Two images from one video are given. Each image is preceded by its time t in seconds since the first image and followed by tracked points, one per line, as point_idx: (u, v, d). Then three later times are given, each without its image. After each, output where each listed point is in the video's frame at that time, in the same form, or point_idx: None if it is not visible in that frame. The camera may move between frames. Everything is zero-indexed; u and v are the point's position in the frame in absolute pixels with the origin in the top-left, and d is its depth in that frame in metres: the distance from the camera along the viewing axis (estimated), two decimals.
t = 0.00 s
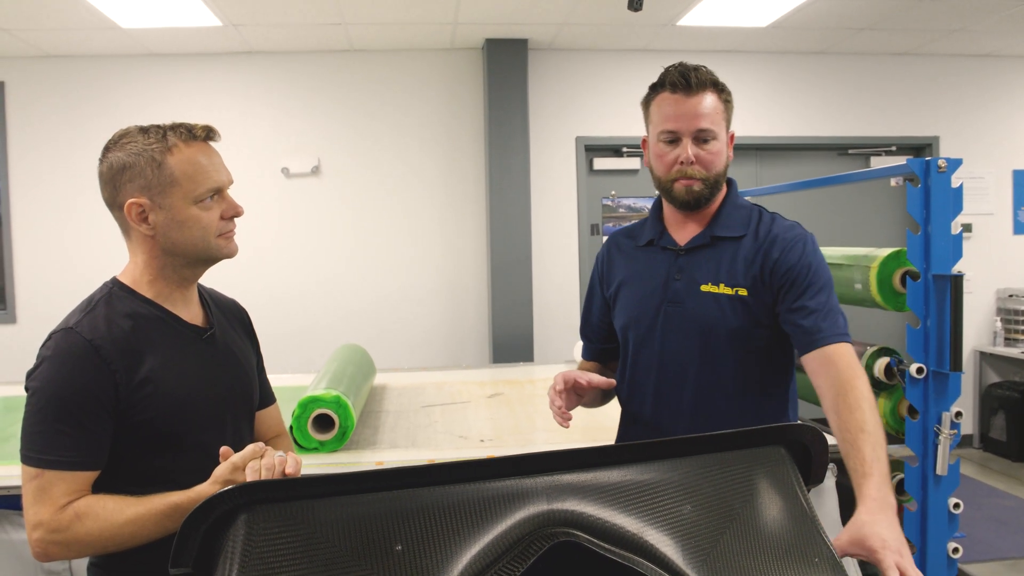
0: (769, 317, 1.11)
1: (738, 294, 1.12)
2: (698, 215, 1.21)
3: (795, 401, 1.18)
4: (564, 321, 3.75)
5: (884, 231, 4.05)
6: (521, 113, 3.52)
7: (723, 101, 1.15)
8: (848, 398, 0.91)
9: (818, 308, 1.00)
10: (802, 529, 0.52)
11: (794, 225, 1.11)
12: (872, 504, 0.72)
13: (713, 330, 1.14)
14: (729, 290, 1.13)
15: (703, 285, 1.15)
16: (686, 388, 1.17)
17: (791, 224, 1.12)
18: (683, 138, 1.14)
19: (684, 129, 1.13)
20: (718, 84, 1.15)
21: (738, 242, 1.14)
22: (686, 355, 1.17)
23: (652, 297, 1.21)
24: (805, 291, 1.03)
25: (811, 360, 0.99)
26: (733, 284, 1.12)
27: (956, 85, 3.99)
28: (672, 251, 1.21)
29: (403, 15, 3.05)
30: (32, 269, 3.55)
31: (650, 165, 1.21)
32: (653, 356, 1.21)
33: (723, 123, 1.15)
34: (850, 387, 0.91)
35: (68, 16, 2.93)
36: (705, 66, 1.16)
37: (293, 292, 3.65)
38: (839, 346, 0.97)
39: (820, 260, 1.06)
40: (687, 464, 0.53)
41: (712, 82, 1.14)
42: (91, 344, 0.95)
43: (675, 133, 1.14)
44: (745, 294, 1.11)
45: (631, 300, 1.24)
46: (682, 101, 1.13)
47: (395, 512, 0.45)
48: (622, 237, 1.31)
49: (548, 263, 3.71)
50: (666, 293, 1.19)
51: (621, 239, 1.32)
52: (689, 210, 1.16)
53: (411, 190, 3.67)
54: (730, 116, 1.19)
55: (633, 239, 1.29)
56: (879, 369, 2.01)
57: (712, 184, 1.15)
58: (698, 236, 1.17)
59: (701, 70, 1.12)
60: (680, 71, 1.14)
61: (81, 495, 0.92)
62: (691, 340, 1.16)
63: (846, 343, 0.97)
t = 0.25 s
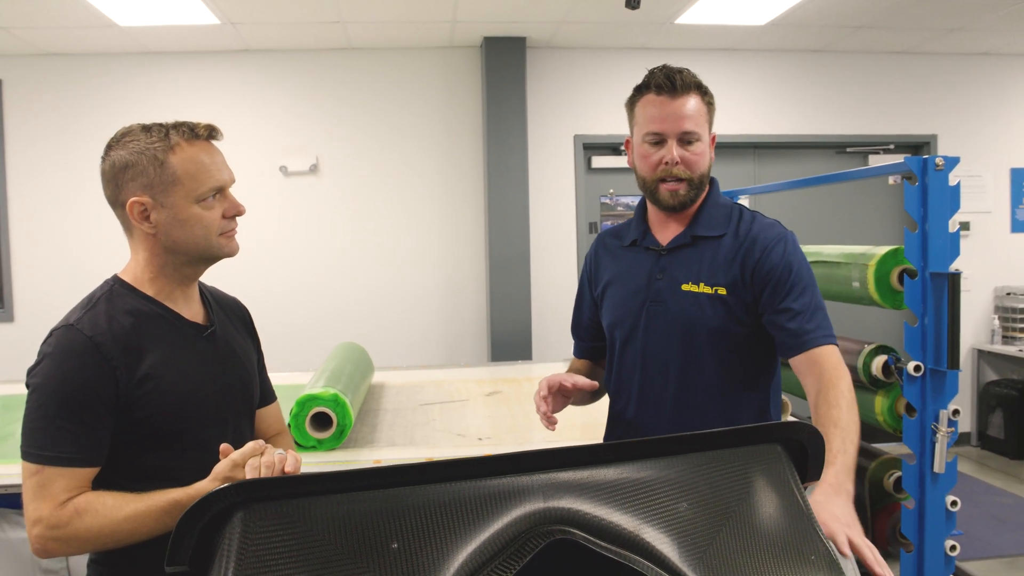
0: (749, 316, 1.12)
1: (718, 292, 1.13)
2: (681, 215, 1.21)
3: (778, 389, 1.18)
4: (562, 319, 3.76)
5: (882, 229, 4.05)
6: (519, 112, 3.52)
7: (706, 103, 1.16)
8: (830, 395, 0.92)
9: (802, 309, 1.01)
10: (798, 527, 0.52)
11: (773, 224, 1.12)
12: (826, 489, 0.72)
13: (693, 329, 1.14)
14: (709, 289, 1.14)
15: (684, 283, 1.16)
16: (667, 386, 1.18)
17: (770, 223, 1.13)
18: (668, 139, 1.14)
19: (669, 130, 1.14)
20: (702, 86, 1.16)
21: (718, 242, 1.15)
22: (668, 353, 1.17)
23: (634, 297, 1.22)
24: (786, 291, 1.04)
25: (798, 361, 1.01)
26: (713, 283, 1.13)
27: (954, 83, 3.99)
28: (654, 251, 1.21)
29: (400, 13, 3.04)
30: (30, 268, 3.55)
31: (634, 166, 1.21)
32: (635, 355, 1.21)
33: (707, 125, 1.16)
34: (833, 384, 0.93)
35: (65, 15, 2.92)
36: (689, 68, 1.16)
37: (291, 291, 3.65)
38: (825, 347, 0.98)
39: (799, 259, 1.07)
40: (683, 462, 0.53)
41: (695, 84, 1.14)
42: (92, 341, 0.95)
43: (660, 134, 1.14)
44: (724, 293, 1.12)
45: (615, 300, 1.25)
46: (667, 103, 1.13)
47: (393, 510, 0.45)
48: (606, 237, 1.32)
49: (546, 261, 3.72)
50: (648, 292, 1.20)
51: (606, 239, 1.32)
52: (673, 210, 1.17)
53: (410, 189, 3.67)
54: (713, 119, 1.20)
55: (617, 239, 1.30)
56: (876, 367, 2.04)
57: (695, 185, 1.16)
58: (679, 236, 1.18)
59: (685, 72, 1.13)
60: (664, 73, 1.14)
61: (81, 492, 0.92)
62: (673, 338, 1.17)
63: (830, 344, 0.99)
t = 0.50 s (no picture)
0: (743, 314, 1.13)
1: (712, 291, 1.13)
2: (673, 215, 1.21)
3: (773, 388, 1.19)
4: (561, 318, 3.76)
5: (881, 227, 4.06)
6: (517, 110, 3.52)
7: (695, 104, 1.16)
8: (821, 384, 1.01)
9: (800, 313, 1.05)
10: (796, 525, 0.52)
11: (766, 222, 1.13)
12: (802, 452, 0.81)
13: (688, 328, 1.15)
14: (702, 287, 1.14)
15: (678, 282, 1.16)
16: (663, 385, 1.17)
17: (761, 221, 1.14)
18: (657, 140, 1.14)
19: (657, 131, 1.14)
20: (691, 87, 1.15)
21: (711, 240, 1.15)
22: (663, 352, 1.17)
23: (628, 297, 1.22)
24: (782, 292, 1.07)
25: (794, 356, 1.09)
26: (707, 282, 1.14)
27: (952, 81, 3.99)
28: (647, 251, 1.21)
29: (398, 12, 3.04)
30: (28, 269, 3.55)
31: (625, 166, 1.21)
32: (630, 354, 1.21)
33: (696, 126, 1.16)
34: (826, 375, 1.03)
35: (63, 15, 2.92)
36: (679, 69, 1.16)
37: (289, 291, 3.65)
38: (825, 351, 1.05)
39: (791, 258, 1.09)
40: (681, 460, 0.53)
41: (684, 85, 1.14)
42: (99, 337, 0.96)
43: (649, 135, 1.15)
44: (718, 291, 1.13)
45: (609, 300, 1.25)
46: (656, 104, 1.13)
47: (391, 509, 0.45)
48: (597, 238, 1.31)
49: (544, 260, 3.72)
50: (642, 292, 1.20)
51: (599, 239, 1.32)
52: (663, 211, 1.17)
53: (408, 188, 3.67)
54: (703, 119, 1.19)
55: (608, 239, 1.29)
56: (875, 365, 2.04)
57: (685, 185, 1.16)
58: (672, 235, 1.18)
59: (674, 73, 1.13)
60: (652, 74, 1.14)
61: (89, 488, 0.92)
62: (668, 338, 1.16)
63: (830, 348, 1.06)
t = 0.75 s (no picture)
0: (749, 306, 1.14)
1: (719, 285, 1.15)
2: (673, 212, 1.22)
3: (772, 388, 1.21)
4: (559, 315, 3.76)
5: (879, 224, 4.06)
6: (515, 108, 3.51)
7: (692, 101, 1.16)
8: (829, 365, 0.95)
9: (802, 292, 1.04)
10: (793, 522, 0.52)
11: (769, 217, 1.16)
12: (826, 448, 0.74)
13: (695, 322, 1.16)
14: (709, 281, 1.16)
15: (685, 277, 1.18)
16: (669, 378, 1.18)
17: (764, 216, 1.16)
18: (651, 138, 1.15)
19: (651, 129, 1.14)
20: (689, 83, 1.15)
21: (717, 235, 1.17)
22: (670, 346, 1.18)
23: (634, 292, 1.22)
24: (783, 275, 1.07)
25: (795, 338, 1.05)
26: (714, 276, 1.15)
27: (950, 78, 3.99)
28: (653, 245, 1.22)
29: (396, 10, 3.03)
30: (25, 267, 3.54)
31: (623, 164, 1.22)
32: (636, 349, 1.22)
33: (693, 122, 1.15)
34: (833, 355, 0.97)
35: (60, 12, 2.92)
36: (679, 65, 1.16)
37: (287, 288, 3.65)
38: (823, 325, 1.02)
39: (795, 247, 1.11)
40: (678, 456, 0.53)
41: (681, 81, 1.14)
42: (111, 326, 1.00)
43: (643, 133, 1.15)
44: (725, 285, 1.14)
45: (613, 296, 1.25)
46: (652, 101, 1.13)
47: (387, 506, 0.45)
48: (597, 234, 1.31)
49: (542, 258, 3.71)
50: (648, 287, 1.21)
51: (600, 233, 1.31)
52: (658, 208, 1.18)
53: (406, 185, 3.66)
54: (702, 114, 1.19)
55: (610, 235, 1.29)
56: (872, 362, 2.04)
57: (680, 182, 1.16)
58: (678, 230, 1.20)
59: (670, 69, 1.12)
60: (650, 71, 1.14)
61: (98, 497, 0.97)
62: (675, 332, 1.18)
63: (831, 324, 1.03)
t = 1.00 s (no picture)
0: (757, 306, 1.15)
1: (727, 285, 1.15)
2: (683, 210, 1.21)
3: (779, 393, 1.22)
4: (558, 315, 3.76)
5: (878, 224, 4.06)
6: (514, 108, 3.52)
7: (699, 97, 1.15)
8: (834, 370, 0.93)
9: (806, 292, 1.04)
10: (792, 522, 0.52)
11: (777, 218, 1.16)
12: (845, 464, 0.71)
13: (703, 322, 1.16)
14: (718, 282, 1.16)
15: (692, 277, 1.17)
16: (675, 378, 1.19)
17: (773, 218, 1.16)
18: (653, 131, 1.15)
19: (653, 122, 1.14)
20: (695, 79, 1.15)
21: (726, 235, 1.17)
22: (677, 346, 1.18)
23: (641, 291, 1.21)
24: (791, 276, 1.08)
25: (801, 341, 1.03)
26: (722, 276, 1.15)
27: (949, 78, 4.00)
28: (661, 244, 1.21)
29: (395, 10, 3.03)
30: (24, 267, 3.54)
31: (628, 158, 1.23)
32: (642, 348, 1.21)
33: (697, 117, 1.15)
34: (837, 359, 0.94)
35: (59, 12, 2.92)
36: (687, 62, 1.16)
37: (287, 288, 3.65)
38: (825, 325, 1.01)
39: (804, 249, 1.11)
40: (678, 456, 0.53)
41: (688, 76, 1.14)
42: (132, 319, 1.01)
43: (644, 126, 1.16)
44: (733, 285, 1.15)
45: (619, 294, 1.23)
46: (658, 96, 1.14)
47: (385, 506, 0.45)
48: (602, 230, 1.29)
49: (541, 258, 3.71)
50: (655, 287, 1.20)
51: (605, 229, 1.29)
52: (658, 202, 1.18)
53: (405, 185, 3.66)
54: (710, 111, 1.18)
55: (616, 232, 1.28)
56: (871, 362, 2.03)
57: (680, 177, 1.15)
58: (688, 229, 1.19)
59: (676, 65, 1.13)
60: (657, 67, 1.15)
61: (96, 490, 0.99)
62: (682, 332, 1.18)
63: (832, 323, 1.01)
